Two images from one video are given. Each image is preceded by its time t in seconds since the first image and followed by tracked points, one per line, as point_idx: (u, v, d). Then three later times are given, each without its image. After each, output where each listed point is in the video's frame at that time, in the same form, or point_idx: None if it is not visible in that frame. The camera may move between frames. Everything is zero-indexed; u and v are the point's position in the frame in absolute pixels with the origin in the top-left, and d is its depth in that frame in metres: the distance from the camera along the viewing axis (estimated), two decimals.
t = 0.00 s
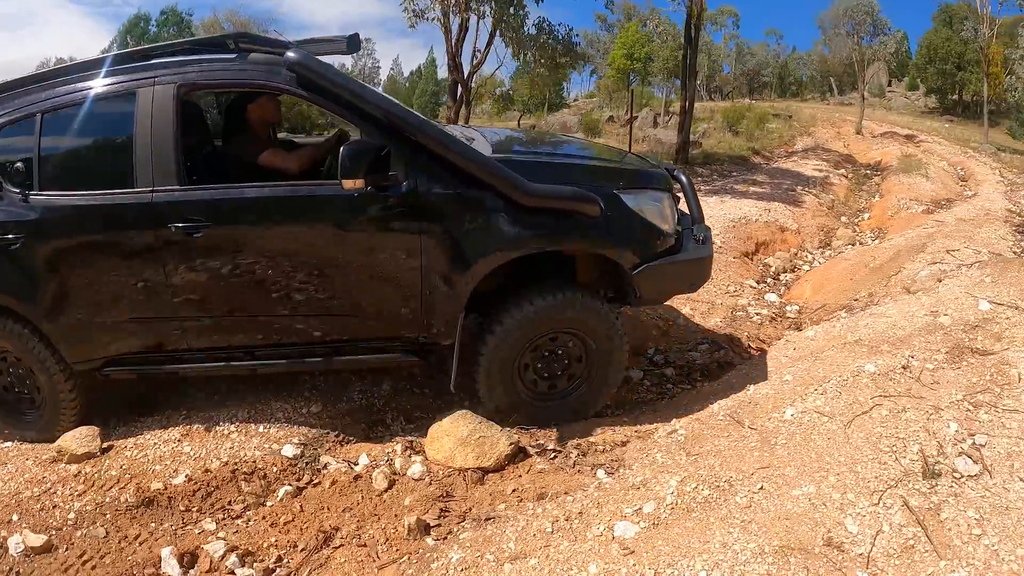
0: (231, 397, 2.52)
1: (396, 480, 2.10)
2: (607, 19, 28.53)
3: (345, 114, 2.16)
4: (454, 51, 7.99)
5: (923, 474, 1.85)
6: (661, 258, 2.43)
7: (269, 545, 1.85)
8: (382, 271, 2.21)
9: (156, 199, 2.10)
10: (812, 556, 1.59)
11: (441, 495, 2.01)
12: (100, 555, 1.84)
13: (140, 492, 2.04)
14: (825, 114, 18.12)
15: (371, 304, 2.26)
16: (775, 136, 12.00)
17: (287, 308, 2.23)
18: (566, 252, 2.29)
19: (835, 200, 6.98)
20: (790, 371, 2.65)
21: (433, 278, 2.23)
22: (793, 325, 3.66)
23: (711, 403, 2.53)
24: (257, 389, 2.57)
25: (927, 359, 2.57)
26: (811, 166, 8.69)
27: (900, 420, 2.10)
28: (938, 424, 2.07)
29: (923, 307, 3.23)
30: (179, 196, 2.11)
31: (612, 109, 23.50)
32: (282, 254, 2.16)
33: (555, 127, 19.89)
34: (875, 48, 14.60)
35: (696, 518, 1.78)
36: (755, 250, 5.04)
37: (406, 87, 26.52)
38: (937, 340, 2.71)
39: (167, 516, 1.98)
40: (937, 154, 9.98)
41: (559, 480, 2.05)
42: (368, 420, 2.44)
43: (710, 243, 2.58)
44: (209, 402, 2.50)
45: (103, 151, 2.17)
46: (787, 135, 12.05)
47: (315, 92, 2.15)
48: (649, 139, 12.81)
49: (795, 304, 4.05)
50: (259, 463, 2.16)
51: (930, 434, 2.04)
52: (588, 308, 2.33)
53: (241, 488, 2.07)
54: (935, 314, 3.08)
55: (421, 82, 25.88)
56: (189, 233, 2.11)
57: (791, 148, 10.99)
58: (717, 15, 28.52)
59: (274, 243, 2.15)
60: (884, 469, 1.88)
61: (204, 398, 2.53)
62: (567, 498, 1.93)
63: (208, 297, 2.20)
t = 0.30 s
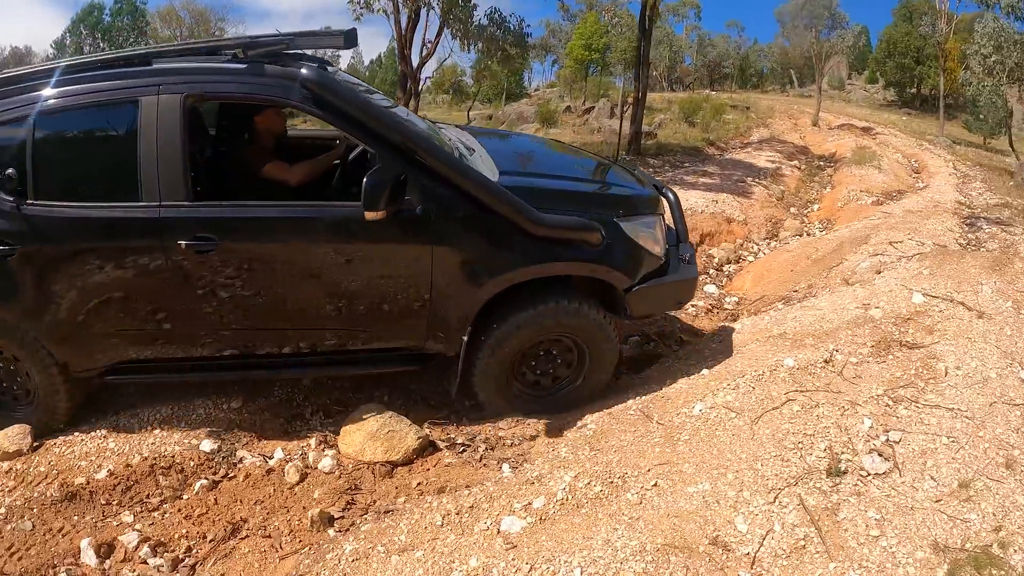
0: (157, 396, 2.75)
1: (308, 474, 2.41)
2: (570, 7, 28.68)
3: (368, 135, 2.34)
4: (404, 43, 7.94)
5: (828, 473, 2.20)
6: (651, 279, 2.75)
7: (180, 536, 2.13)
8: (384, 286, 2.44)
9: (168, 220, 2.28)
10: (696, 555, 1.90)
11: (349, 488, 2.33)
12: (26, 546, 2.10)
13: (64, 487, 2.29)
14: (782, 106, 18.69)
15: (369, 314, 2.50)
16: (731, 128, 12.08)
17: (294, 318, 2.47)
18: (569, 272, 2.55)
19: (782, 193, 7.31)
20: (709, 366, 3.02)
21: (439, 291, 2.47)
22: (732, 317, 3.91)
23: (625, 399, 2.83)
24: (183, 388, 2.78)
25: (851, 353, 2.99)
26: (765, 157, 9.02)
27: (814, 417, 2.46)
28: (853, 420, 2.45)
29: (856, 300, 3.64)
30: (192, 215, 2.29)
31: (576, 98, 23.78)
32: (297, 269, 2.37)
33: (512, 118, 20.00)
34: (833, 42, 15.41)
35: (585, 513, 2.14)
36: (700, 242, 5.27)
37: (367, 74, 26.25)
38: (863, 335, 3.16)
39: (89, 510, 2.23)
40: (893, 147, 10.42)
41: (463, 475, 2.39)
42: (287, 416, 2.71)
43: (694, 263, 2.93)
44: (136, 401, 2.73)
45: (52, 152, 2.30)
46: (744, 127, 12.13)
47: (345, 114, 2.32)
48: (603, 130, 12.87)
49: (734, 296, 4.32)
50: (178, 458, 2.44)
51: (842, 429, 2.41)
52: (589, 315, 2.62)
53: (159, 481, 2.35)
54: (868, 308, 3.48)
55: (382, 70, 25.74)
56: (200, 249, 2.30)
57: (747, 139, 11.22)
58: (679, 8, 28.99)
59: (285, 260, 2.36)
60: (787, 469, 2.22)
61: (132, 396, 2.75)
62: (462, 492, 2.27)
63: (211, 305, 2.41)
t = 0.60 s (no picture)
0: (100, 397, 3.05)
1: (243, 470, 2.73)
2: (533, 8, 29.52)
3: (393, 120, 2.84)
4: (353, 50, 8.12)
5: (735, 464, 2.54)
6: (640, 251, 3.32)
7: (120, 530, 2.41)
8: (390, 253, 2.86)
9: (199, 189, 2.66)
10: (598, 541, 2.22)
11: (281, 483, 2.65)
12: None
13: (11, 486, 2.55)
14: (734, 109, 19.78)
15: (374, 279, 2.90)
16: (681, 130, 12.64)
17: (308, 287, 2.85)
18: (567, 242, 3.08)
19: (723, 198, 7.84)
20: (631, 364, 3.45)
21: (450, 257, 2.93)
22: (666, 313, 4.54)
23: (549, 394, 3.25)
24: (142, 382, 3.16)
25: (774, 350, 3.51)
26: (712, 160, 9.80)
27: (728, 411, 2.83)
28: (768, 414, 2.82)
29: (788, 299, 4.30)
30: (223, 191, 2.67)
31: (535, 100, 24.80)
32: (325, 240, 2.79)
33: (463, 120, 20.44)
34: (783, 46, 19.05)
35: (496, 502, 2.48)
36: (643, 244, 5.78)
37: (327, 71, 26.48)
38: (788, 333, 3.77)
39: (35, 506, 2.51)
40: (840, 150, 11.45)
41: (390, 468, 2.73)
42: (225, 416, 3.06)
43: (674, 242, 3.53)
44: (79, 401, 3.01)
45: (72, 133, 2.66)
46: (693, 130, 12.74)
47: (372, 101, 2.81)
48: (553, 132, 13.24)
49: (671, 297, 5.06)
50: (119, 456, 2.74)
51: (758, 423, 2.77)
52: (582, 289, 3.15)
53: (102, 479, 2.64)
54: (796, 306, 4.13)
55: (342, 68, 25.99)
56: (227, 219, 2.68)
57: (696, 142, 11.85)
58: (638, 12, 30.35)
59: (305, 230, 2.76)
60: (695, 460, 2.56)
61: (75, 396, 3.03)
62: (384, 484, 2.61)
63: (229, 274, 2.77)
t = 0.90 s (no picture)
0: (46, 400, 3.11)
1: (185, 471, 2.83)
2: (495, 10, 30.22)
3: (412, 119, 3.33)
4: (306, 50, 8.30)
5: (656, 457, 2.79)
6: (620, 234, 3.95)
7: (64, 530, 2.48)
8: (409, 227, 3.26)
9: (242, 165, 2.97)
10: (518, 529, 2.42)
11: (220, 482, 2.75)
12: None
13: None
14: (684, 113, 20.58)
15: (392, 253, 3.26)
16: (630, 134, 13.09)
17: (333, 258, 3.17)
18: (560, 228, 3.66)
19: (667, 204, 8.22)
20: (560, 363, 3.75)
21: (461, 235, 3.38)
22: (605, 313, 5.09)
23: (482, 394, 3.54)
24: (150, 367, 3.38)
25: (702, 351, 3.76)
26: (659, 163, 10.34)
27: (651, 406, 3.10)
28: (693, 410, 3.07)
29: (721, 300, 4.83)
30: (263, 169, 2.99)
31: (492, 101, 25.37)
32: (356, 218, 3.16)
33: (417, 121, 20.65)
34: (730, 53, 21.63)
35: (422, 495, 2.65)
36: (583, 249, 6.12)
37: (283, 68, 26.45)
38: (719, 331, 4.23)
39: None
40: (785, 153, 12.17)
41: (325, 466, 2.86)
42: (167, 419, 3.19)
43: (645, 229, 4.16)
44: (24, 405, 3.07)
45: (112, 110, 2.92)
46: (642, 134, 13.23)
47: (395, 101, 3.30)
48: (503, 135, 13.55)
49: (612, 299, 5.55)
50: (64, 459, 2.82)
51: (680, 417, 3.03)
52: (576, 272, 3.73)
53: (47, 482, 2.72)
54: (729, 307, 4.64)
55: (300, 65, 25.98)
56: (264, 193, 2.99)
57: (644, 146, 12.35)
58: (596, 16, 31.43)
59: (335, 206, 3.11)
60: (616, 453, 2.81)
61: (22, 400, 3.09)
62: (318, 480, 2.74)
63: (260, 246, 3.04)
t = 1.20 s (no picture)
0: None
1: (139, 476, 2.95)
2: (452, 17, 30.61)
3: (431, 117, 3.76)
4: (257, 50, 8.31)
5: (601, 451, 3.13)
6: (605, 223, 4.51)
7: (21, 538, 2.60)
8: (430, 214, 3.66)
9: (285, 150, 3.25)
10: (466, 523, 2.72)
11: (174, 488, 2.90)
12: None
13: None
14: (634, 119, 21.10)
15: (417, 233, 3.63)
16: (581, 139, 13.41)
17: (364, 239, 3.48)
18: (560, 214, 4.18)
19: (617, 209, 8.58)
20: (505, 363, 4.02)
21: (476, 218, 3.82)
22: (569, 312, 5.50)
23: (432, 394, 3.71)
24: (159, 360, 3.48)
25: (649, 349, 4.11)
26: (610, 167, 10.66)
27: (595, 403, 3.43)
28: (639, 407, 3.44)
29: (670, 301, 5.08)
30: (305, 154, 3.29)
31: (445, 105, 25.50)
32: (387, 203, 3.51)
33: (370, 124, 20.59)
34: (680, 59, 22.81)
35: (373, 493, 2.89)
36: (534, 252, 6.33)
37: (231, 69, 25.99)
38: (665, 330, 4.42)
39: None
40: (732, 158, 12.66)
41: (277, 468, 3.04)
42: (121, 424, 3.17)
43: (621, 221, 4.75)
44: None
45: (156, 99, 3.08)
46: (593, 140, 13.55)
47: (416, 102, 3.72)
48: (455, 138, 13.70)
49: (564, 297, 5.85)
50: (17, 468, 2.86)
51: (625, 413, 3.39)
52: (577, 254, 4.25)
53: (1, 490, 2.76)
54: (676, 308, 4.82)
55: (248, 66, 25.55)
56: (308, 178, 3.29)
57: (594, 151, 12.70)
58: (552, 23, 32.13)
59: (368, 189, 3.45)
60: (561, 448, 3.14)
61: None
62: (271, 481, 2.94)
63: (299, 226, 3.30)
